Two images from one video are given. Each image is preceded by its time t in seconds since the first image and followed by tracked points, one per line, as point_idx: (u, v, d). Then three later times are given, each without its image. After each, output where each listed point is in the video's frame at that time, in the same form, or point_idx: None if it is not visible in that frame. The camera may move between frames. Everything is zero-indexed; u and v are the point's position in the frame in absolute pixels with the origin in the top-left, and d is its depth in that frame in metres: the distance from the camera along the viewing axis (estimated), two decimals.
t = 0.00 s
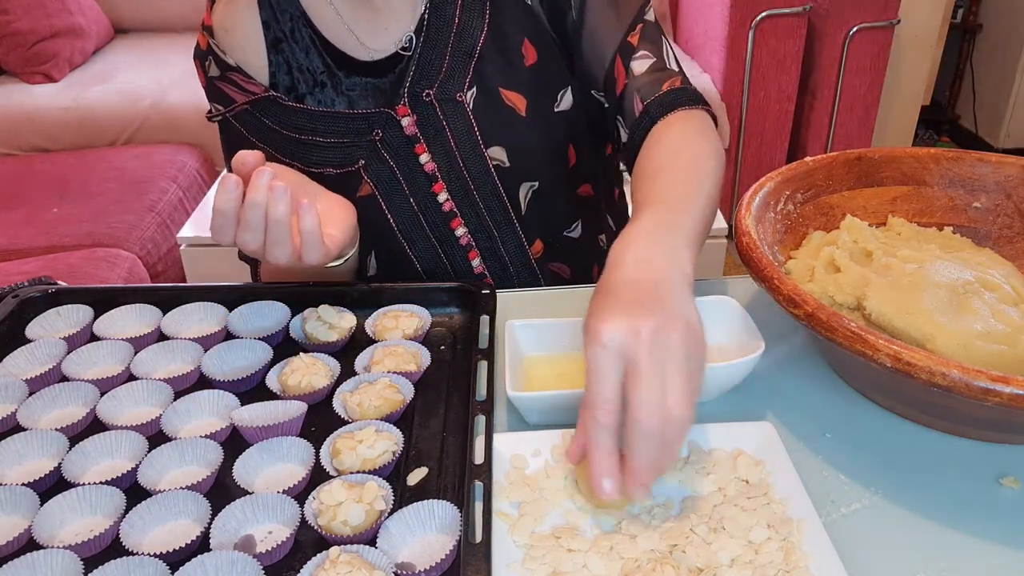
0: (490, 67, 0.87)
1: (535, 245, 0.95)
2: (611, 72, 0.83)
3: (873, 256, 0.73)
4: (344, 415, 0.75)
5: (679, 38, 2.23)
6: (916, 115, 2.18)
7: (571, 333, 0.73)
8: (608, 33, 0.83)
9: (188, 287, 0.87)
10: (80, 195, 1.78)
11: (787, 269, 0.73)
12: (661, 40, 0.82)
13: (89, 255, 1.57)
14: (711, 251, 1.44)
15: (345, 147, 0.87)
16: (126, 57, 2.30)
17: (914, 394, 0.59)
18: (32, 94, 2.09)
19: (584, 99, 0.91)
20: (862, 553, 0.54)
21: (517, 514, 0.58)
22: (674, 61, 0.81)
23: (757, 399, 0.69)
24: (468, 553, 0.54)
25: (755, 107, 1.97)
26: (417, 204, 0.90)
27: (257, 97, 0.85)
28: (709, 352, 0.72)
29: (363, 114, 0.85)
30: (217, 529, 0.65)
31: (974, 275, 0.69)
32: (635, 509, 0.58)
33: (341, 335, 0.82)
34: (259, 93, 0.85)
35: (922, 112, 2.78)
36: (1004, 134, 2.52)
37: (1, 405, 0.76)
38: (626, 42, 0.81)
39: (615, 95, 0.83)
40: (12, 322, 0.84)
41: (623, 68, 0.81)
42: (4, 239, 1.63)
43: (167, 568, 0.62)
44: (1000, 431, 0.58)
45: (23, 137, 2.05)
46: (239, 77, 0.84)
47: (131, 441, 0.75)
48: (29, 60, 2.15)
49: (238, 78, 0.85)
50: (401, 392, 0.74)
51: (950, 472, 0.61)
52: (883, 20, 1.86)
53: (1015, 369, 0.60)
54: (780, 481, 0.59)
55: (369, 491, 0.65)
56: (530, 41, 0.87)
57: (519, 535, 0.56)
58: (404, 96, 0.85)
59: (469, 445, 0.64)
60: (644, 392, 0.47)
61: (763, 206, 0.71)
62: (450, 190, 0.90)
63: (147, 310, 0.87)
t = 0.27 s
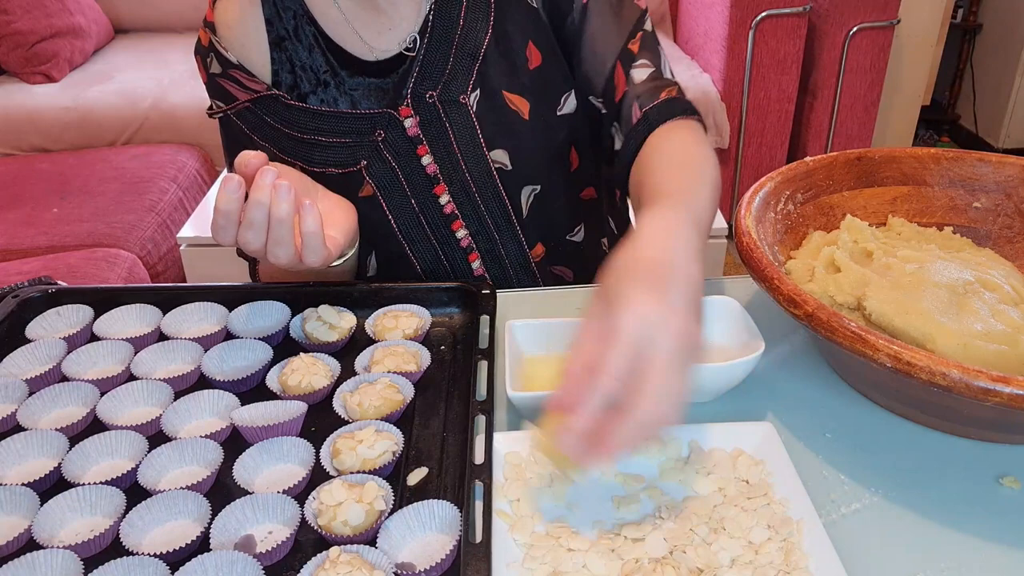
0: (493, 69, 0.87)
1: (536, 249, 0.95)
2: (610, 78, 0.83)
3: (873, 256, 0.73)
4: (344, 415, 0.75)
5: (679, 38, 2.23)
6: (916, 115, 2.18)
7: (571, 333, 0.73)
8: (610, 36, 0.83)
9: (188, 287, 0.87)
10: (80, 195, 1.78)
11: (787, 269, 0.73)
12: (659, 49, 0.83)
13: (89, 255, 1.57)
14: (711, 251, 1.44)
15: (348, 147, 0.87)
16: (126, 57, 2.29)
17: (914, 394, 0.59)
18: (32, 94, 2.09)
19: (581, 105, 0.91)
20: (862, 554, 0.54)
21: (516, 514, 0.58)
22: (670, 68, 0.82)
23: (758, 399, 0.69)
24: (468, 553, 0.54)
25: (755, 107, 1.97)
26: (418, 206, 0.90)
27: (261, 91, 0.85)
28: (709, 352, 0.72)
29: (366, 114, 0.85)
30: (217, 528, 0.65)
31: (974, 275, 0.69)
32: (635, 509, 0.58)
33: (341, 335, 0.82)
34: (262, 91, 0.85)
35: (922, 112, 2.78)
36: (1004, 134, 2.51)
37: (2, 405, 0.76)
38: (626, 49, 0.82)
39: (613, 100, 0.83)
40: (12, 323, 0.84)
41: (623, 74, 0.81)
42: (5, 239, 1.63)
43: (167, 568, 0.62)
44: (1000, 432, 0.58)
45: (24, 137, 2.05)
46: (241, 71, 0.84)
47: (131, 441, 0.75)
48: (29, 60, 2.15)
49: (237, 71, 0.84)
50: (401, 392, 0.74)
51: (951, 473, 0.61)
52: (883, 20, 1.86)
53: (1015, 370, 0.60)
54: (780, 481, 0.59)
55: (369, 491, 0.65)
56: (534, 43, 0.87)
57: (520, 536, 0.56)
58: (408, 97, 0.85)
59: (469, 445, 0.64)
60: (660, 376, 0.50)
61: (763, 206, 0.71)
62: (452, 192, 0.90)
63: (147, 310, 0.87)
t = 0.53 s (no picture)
0: (497, 71, 0.87)
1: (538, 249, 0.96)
2: (613, 78, 0.83)
3: (873, 256, 0.73)
4: (344, 415, 0.75)
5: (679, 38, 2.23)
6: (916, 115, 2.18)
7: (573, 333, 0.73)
8: (612, 37, 0.83)
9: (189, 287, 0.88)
10: (80, 195, 1.78)
11: (787, 269, 0.73)
12: (664, 47, 0.82)
13: (89, 255, 1.57)
14: (711, 250, 1.44)
15: (351, 149, 0.87)
16: (126, 57, 2.30)
17: (914, 394, 0.59)
18: (32, 95, 2.09)
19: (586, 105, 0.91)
20: (862, 553, 0.54)
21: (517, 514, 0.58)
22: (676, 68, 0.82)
23: (758, 399, 0.69)
24: (468, 553, 0.54)
25: (755, 107, 1.97)
26: (421, 207, 0.90)
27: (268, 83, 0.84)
28: (709, 352, 0.72)
29: (370, 115, 0.85)
30: (217, 528, 0.65)
31: (973, 275, 0.69)
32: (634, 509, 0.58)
33: (341, 335, 0.82)
34: (264, 91, 0.84)
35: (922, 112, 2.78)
36: (1004, 134, 2.52)
37: (1, 405, 0.76)
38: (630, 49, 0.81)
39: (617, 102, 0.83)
40: (12, 323, 0.84)
41: (625, 75, 0.81)
42: (5, 239, 1.63)
43: (167, 568, 0.62)
44: (1000, 431, 0.58)
45: (24, 137, 2.05)
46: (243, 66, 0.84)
47: (131, 441, 0.75)
48: (29, 60, 2.15)
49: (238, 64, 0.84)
50: (401, 392, 0.74)
51: (951, 472, 0.61)
52: (883, 20, 1.86)
53: (1015, 370, 0.60)
54: (780, 481, 0.59)
55: (369, 491, 0.65)
56: (537, 45, 0.87)
57: (520, 536, 0.56)
58: (411, 98, 0.85)
59: (468, 446, 0.64)
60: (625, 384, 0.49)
61: (764, 207, 0.71)
62: (455, 193, 0.90)
63: (148, 310, 0.87)
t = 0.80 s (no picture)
0: (494, 69, 0.87)
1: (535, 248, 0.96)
2: (606, 79, 0.83)
3: (872, 256, 0.73)
4: (344, 415, 0.75)
5: (679, 38, 2.23)
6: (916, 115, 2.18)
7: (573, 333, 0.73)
8: (605, 38, 0.83)
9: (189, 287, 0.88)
10: (80, 195, 1.78)
11: (787, 269, 0.73)
12: (657, 46, 0.82)
13: (89, 254, 1.57)
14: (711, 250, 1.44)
15: (348, 146, 0.87)
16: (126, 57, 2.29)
17: (914, 394, 0.59)
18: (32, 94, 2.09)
19: (581, 102, 0.91)
20: (862, 553, 0.54)
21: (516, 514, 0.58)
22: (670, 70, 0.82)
23: (757, 399, 0.69)
24: (468, 553, 0.54)
25: (755, 107, 1.97)
26: (418, 205, 0.90)
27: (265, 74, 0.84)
28: (709, 352, 0.72)
29: (367, 113, 0.85)
30: (217, 527, 0.65)
31: (973, 275, 0.69)
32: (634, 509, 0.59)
33: (341, 335, 0.82)
34: (264, 88, 0.84)
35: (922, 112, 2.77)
36: (1004, 134, 2.52)
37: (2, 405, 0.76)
38: (622, 50, 0.81)
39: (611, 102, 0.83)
40: (12, 323, 0.84)
41: (618, 76, 0.81)
42: (5, 239, 1.63)
43: (167, 568, 0.62)
44: (1000, 431, 0.58)
45: (23, 137, 2.05)
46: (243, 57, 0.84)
47: (132, 441, 0.75)
48: (29, 60, 2.15)
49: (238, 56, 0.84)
50: (401, 392, 0.74)
51: (950, 472, 0.61)
52: (883, 20, 1.86)
53: (1015, 370, 0.60)
54: (780, 481, 0.59)
55: (368, 491, 0.65)
56: (534, 43, 0.87)
57: (519, 535, 0.56)
58: (409, 96, 0.85)
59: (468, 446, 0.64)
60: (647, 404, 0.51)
61: (763, 206, 0.71)
62: (452, 190, 0.90)
63: (148, 310, 0.87)
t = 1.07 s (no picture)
0: (533, 57, 0.85)
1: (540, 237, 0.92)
2: (636, 100, 0.87)
3: (873, 256, 0.73)
4: (344, 415, 0.75)
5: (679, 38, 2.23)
6: (915, 115, 2.18)
7: (573, 332, 0.73)
8: (643, 56, 0.86)
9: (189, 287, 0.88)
10: (80, 195, 1.78)
11: (787, 269, 0.73)
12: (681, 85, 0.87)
13: (89, 255, 1.57)
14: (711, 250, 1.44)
15: (373, 94, 0.82)
16: (127, 57, 2.29)
17: (914, 394, 0.59)
18: (33, 95, 2.09)
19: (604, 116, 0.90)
20: (862, 554, 0.54)
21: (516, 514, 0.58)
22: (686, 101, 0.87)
23: (758, 399, 0.69)
24: (468, 554, 0.54)
25: (755, 107, 1.97)
26: (433, 173, 0.86)
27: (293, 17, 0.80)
28: (710, 352, 0.72)
29: (399, 72, 0.81)
30: (217, 527, 0.65)
31: (972, 275, 0.69)
32: (634, 508, 0.58)
33: (341, 335, 0.82)
34: (301, 14, 0.80)
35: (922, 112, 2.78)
36: (1004, 134, 2.52)
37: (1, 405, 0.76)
38: (658, 78, 0.85)
39: (635, 122, 0.87)
40: (12, 323, 0.84)
41: (647, 99, 0.86)
42: (5, 239, 1.63)
43: (167, 569, 0.61)
44: (1000, 431, 0.58)
45: (24, 137, 2.05)
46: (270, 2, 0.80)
47: (131, 441, 0.75)
48: (29, 60, 2.15)
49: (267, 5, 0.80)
50: (401, 392, 0.74)
51: (950, 473, 0.61)
52: (883, 20, 1.87)
53: (1015, 370, 0.60)
54: (781, 481, 0.59)
55: (369, 491, 0.64)
56: (574, 39, 0.86)
57: (519, 536, 0.56)
58: (443, 67, 0.82)
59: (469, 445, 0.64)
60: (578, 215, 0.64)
61: (764, 206, 0.71)
62: (468, 163, 0.86)
63: (148, 310, 0.87)
